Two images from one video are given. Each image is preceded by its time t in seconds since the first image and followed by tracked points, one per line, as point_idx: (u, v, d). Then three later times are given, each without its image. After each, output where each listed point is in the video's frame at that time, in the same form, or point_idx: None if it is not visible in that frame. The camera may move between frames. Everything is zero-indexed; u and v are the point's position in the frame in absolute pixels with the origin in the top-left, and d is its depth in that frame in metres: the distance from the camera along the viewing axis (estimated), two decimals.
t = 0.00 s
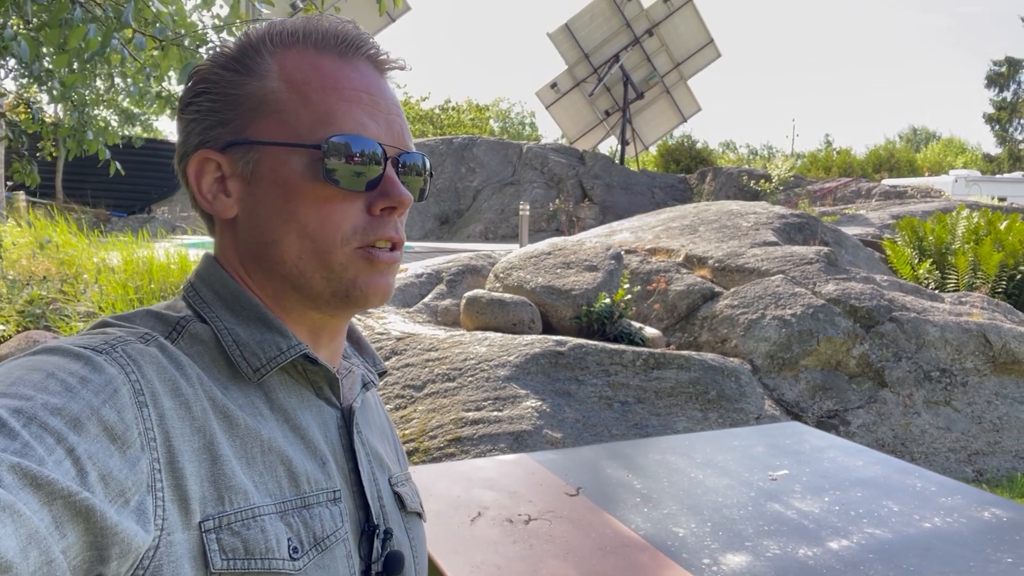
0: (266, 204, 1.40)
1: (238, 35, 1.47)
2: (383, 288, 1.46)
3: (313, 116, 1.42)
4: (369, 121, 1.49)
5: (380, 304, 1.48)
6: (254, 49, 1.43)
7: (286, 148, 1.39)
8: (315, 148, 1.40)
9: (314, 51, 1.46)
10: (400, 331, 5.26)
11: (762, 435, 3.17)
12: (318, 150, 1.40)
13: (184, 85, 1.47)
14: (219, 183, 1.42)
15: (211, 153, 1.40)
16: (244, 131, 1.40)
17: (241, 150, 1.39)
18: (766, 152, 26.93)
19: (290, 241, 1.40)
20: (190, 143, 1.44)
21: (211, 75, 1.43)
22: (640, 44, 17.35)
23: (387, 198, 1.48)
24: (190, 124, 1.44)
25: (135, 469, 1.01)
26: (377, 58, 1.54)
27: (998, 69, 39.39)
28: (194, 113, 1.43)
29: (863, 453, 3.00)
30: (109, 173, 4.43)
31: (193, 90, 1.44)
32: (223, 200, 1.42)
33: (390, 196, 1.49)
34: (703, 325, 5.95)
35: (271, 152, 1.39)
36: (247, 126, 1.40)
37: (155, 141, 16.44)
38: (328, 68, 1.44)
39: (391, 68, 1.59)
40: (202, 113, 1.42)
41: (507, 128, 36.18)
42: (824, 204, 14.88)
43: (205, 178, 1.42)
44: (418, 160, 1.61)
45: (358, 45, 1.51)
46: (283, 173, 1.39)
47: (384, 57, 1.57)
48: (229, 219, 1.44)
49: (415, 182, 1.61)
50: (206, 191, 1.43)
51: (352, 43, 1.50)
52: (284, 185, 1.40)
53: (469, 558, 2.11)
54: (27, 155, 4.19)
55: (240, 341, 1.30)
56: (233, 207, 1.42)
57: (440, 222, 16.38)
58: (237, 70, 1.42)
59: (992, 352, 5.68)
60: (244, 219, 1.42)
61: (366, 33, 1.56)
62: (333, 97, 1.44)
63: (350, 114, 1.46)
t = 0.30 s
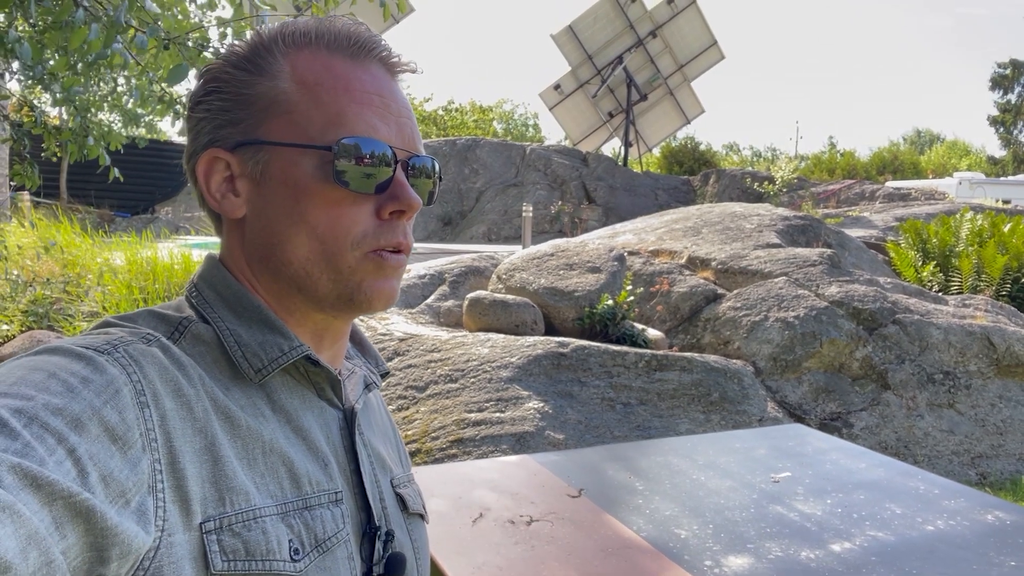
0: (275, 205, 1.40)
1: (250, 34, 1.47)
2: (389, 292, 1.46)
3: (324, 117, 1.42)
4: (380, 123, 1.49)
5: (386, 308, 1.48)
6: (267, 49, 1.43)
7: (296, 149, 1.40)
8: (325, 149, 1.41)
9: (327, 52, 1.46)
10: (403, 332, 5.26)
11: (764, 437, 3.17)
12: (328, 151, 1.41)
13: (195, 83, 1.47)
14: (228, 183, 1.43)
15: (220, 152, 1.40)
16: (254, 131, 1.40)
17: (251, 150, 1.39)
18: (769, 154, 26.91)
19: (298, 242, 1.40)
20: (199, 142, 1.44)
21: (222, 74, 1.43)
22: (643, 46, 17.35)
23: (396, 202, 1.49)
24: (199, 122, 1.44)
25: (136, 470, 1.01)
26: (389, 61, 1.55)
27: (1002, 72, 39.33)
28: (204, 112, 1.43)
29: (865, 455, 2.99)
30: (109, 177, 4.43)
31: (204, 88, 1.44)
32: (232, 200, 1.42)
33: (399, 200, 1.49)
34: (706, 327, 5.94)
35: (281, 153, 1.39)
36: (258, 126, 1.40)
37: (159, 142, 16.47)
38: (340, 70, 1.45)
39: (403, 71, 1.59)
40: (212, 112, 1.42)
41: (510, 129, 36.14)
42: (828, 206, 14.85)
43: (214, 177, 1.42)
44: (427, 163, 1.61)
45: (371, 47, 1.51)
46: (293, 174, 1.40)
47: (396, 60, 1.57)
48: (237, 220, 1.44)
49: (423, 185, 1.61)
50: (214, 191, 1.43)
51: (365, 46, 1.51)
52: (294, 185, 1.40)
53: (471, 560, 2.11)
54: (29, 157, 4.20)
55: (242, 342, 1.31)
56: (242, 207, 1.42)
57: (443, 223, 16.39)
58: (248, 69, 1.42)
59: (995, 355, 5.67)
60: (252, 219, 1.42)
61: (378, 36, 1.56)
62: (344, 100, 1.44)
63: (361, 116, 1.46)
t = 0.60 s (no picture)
0: (282, 207, 1.40)
1: (252, 37, 1.47)
2: (397, 294, 1.46)
3: (331, 118, 1.42)
4: (387, 123, 1.49)
5: (395, 307, 1.48)
6: (270, 52, 1.44)
7: (303, 151, 1.40)
8: (334, 149, 1.41)
9: (331, 53, 1.46)
10: (407, 333, 5.26)
11: (769, 441, 3.16)
12: (336, 152, 1.41)
13: (198, 88, 1.47)
14: (234, 187, 1.43)
15: (227, 156, 1.40)
16: (260, 134, 1.40)
17: (258, 153, 1.40)
18: (773, 156, 26.87)
19: (305, 245, 1.40)
20: (204, 147, 1.45)
21: (225, 78, 1.44)
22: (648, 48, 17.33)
23: (405, 201, 1.49)
24: (204, 127, 1.45)
25: (138, 470, 1.01)
26: (393, 61, 1.55)
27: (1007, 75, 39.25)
28: (209, 117, 1.44)
29: (870, 459, 2.98)
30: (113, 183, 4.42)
31: (208, 93, 1.44)
32: (239, 204, 1.42)
33: (407, 199, 1.49)
34: (710, 329, 5.94)
35: (289, 155, 1.39)
36: (263, 129, 1.40)
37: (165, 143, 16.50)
38: (345, 70, 1.45)
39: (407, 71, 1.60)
40: (217, 116, 1.43)
41: (514, 130, 36.12)
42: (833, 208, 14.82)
43: (220, 181, 1.42)
44: (433, 162, 1.61)
45: (374, 47, 1.52)
46: (300, 177, 1.40)
47: (400, 60, 1.57)
48: (245, 223, 1.44)
49: (430, 185, 1.61)
50: (222, 195, 1.43)
51: (368, 46, 1.51)
52: (301, 187, 1.40)
53: (474, 561, 2.11)
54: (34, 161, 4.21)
55: (244, 343, 1.30)
56: (249, 211, 1.42)
57: (447, 225, 16.39)
58: (252, 72, 1.42)
59: (1001, 358, 5.65)
60: (260, 223, 1.42)
61: (381, 36, 1.57)
62: (350, 100, 1.44)
63: (368, 116, 1.46)
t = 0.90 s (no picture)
0: (285, 213, 1.40)
1: (269, 43, 1.47)
2: (390, 309, 1.47)
3: (341, 131, 1.43)
4: (396, 142, 1.50)
5: (386, 321, 1.48)
6: (286, 60, 1.44)
7: (312, 158, 1.40)
8: (343, 161, 1.41)
9: (346, 68, 1.47)
10: (413, 337, 5.26)
11: (775, 447, 3.14)
12: (346, 165, 1.41)
13: (206, 85, 1.46)
14: (236, 188, 1.41)
15: (232, 156, 1.39)
16: (268, 139, 1.39)
17: (265, 157, 1.39)
18: (780, 160, 26.82)
19: (305, 252, 1.40)
20: (206, 144, 1.43)
21: (238, 79, 1.43)
22: (655, 52, 17.32)
23: (406, 218, 1.48)
24: (208, 124, 1.43)
25: (130, 472, 1.00)
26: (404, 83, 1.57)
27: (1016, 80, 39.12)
28: (215, 115, 1.42)
29: (877, 467, 2.96)
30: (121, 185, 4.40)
31: (218, 91, 1.43)
32: (239, 205, 1.41)
33: (409, 216, 1.49)
34: (716, 335, 5.91)
35: (296, 163, 1.39)
36: (273, 134, 1.40)
37: (173, 147, 16.56)
38: (359, 86, 1.46)
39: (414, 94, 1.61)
40: (225, 115, 1.41)
41: (521, 135, 36.13)
42: (840, 213, 14.78)
43: (223, 181, 1.41)
44: (431, 180, 1.62)
45: (388, 68, 1.53)
46: (306, 184, 1.39)
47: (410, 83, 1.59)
48: (242, 224, 1.43)
49: (425, 200, 1.61)
50: (222, 195, 1.41)
51: (383, 67, 1.53)
52: (306, 195, 1.39)
53: (477, 568, 2.10)
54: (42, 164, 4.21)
55: (236, 345, 1.30)
56: (249, 213, 1.41)
57: (453, 229, 16.39)
58: (267, 77, 1.42)
59: (1010, 365, 5.61)
60: (259, 227, 1.41)
61: (394, 57, 1.58)
62: (363, 116, 1.45)
63: (377, 132, 1.47)
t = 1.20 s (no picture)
0: (278, 230, 1.39)
1: (285, 57, 1.46)
2: (365, 338, 1.48)
3: (343, 157, 1.43)
4: (395, 173, 1.50)
5: (361, 348, 1.49)
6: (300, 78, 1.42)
7: (311, 181, 1.39)
8: (340, 187, 1.41)
9: (358, 96, 1.47)
10: (416, 342, 5.24)
11: (781, 456, 3.11)
12: (345, 195, 1.41)
13: (214, 85, 1.43)
14: (230, 196, 1.39)
15: (232, 165, 1.37)
16: (270, 154, 1.38)
17: (265, 172, 1.37)
18: (787, 165, 26.77)
19: (292, 272, 1.40)
20: (206, 146, 1.40)
21: (248, 87, 1.41)
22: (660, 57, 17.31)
23: (397, 251, 1.48)
24: (210, 126, 1.40)
25: (118, 475, 0.98)
26: (412, 116, 1.57)
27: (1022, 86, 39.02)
28: (219, 118, 1.39)
29: (883, 475, 2.93)
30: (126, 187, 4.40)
31: (226, 95, 1.40)
32: (231, 214, 1.39)
33: (398, 251, 1.47)
34: (721, 341, 5.89)
35: (295, 183, 1.38)
36: (276, 150, 1.38)
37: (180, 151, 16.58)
38: (368, 116, 1.46)
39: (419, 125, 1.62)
40: (230, 121, 1.39)
41: (527, 139, 36.10)
42: (846, 219, 14.74)
43: (217, 186, 1.38)
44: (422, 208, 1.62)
45: (399, 101, 1.54)
46: (303, 206, 1.39)
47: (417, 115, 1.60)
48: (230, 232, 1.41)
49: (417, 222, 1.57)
50: (215, 200, 1.39)
51: (394, 99, 1.53)
52: (301, 216, 1.39)
53: None
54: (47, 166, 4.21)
55: (223, 349, 1.29)
56: (241, 224, 1.39)
57: (458, 233, 16.37)
58: (278, 92, 1.41)
59: (1017, 372, 5.58)
60: (249, 239, 1.40)
61: (406, 88, 1.59)
62: (367, 145, 1.46)
63: (378, 161, 1.47)
